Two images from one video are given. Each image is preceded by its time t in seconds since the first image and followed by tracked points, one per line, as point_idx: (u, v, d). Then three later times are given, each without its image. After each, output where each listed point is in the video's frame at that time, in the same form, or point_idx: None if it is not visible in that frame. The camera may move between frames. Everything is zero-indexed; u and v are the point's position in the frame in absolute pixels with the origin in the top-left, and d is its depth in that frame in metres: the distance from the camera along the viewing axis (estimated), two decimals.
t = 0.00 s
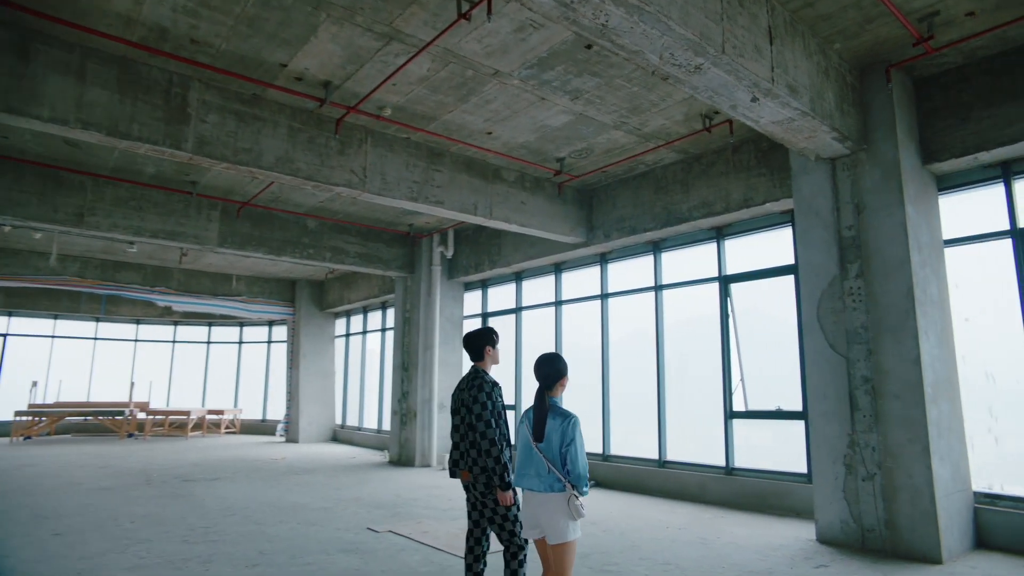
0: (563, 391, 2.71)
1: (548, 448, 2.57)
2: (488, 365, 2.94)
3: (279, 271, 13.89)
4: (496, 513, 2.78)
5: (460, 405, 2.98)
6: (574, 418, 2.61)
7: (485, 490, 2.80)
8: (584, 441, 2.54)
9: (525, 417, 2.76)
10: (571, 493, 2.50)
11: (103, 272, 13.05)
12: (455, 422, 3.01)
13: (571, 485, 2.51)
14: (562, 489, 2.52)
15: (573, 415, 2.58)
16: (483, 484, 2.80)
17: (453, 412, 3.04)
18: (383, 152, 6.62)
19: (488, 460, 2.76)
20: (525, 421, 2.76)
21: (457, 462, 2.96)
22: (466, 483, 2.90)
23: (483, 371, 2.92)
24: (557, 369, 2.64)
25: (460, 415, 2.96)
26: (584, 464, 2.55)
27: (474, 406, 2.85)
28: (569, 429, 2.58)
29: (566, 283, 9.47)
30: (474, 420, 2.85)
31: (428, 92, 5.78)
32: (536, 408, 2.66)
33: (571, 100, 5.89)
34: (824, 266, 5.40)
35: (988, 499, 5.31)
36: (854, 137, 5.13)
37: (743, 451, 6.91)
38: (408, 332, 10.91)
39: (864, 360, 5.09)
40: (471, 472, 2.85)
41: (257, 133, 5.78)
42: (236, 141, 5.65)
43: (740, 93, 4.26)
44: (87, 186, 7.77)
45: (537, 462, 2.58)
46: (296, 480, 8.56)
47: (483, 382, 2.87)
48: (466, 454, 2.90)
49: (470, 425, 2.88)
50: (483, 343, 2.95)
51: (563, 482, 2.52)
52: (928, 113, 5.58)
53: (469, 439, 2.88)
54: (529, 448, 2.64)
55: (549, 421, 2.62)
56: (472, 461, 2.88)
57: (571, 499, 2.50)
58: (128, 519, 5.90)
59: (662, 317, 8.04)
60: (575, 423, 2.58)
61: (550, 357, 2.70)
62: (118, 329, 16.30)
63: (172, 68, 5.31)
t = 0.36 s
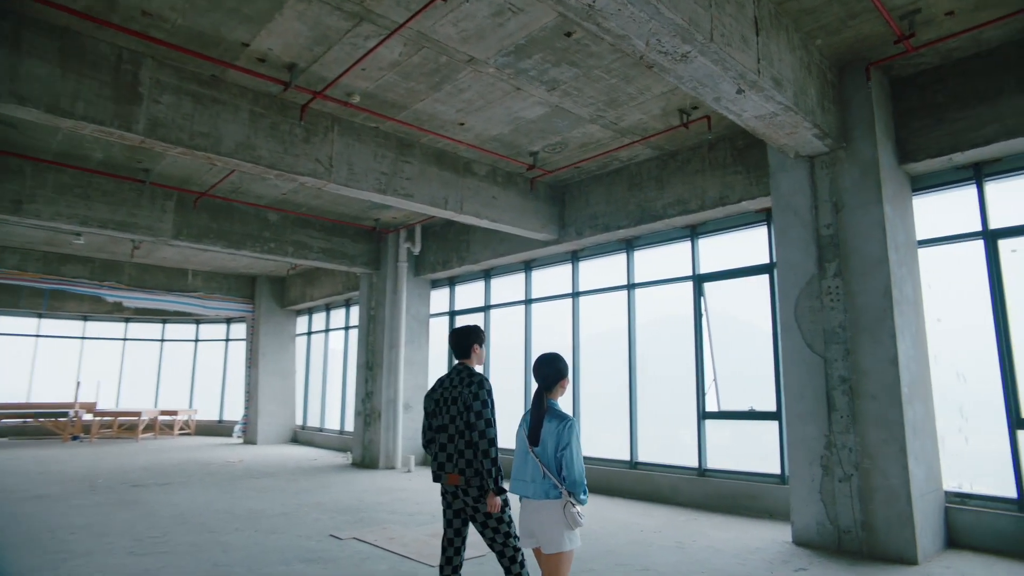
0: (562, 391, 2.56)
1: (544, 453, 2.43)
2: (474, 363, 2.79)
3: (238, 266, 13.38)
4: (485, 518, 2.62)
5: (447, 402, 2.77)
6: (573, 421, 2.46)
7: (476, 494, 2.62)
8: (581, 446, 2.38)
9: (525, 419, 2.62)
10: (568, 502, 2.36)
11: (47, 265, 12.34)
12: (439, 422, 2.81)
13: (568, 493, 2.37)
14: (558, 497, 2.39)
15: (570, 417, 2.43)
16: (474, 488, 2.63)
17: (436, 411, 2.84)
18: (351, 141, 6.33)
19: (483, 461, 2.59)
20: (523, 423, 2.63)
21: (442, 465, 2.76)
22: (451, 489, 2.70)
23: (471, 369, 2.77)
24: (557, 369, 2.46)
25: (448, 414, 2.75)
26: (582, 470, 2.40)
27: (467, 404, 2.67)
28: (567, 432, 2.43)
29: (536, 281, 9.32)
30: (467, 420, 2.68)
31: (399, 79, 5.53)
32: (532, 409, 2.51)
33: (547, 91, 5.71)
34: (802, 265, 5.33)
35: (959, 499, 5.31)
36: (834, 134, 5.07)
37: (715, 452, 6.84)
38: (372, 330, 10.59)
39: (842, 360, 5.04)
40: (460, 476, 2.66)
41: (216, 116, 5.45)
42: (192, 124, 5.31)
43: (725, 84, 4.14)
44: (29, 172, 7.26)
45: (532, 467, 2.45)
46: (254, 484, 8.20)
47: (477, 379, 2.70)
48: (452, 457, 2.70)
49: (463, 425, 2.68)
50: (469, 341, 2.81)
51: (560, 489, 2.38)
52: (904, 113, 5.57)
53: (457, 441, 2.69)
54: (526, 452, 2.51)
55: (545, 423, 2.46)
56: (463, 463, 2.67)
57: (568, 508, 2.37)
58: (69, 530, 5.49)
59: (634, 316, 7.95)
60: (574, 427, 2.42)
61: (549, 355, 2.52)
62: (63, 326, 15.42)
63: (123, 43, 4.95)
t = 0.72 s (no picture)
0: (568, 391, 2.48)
1: (554, 456, 2.34)
2: (467, 359, 2.68)
3: (194, 260, 12.83)
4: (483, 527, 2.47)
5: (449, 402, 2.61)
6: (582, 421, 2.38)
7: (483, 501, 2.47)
8: (590, 447, 2.29)
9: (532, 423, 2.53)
10: (580, 506, 2.26)
11: None
12: (438, 425, 2.63)
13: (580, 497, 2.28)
14: (570, 502, 2.29)
15: (578, 417, 2.34)
16: (482, 493, 2.49)
17: (434, 414, 2.66)
18: (317, 128, 6.03)
19: (498, 465, 2.46)
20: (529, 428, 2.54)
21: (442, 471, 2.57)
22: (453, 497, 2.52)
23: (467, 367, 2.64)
24: (563, 369, 2.38)
25: (454, 414, 2.59)
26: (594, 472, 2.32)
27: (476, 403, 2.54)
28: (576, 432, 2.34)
29: (506, 278, 9.13)
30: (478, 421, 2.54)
31: (370, 63, 5.27)
32: (539, 411, 2.42)
33: (525, 81, 5.52)
34: (782, 263, 5.27)
35: (932, 498, 5.31)
36: (816, 131, 5.01)
37: (690, 453, 6.76)
38: (336, 328, 10.24)
39: (822, 359, 4.98)
40: (467, 483, 2.50)
41: (172, 97, 5.09)
42: (146, 104, 4.95)
43: (713, 74, 4.02)
44: None
45: (542, 471, 2.35)
46: (210, 488, 7.79)
47: (486, 378, 2.58)
48: (457, 462, 2.53)
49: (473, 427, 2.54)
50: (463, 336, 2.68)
51: (572, 493, 2.29)
52: (882, 112, 5.54)
53: (464, 444, 2.54)
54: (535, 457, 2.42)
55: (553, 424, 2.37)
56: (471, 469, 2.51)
57: (580, 512, 2.26)
58: (3, 542, 5.06)
59: (607, 314, 7.83)
60: (582, 428, 2.34)
61: (555, 354, 2.45)
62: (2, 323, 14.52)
63: (69, 13, 4.56)
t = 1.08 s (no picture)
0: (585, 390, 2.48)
1: (581, 459, 2.36)
2: (482, 356, 2.61)
3: (165, 255, 12.41)
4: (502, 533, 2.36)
5: (464, 402, 2.49)
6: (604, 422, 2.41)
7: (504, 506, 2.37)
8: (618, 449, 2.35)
9: (546, 422, 2.52)
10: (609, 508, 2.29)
11: None
12: (453, 427, 2.50)
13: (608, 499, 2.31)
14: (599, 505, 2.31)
15: (606, 419, 2.38)
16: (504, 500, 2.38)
17: (448, 415, 2.52)
18: (296, 115, 5.75)
19: (523, 470, 2.41)
20: (544, 428, 2.54)
21: (457, 476, 2.43)
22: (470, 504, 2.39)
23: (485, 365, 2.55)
24: (587, 369, 2.39)
25: (470, 415, 2.47)
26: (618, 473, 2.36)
27: (495, 405, 2.45)
28: (602, 435, 2.38)
29: (490, 275, 8.92)
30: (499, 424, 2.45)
31: (353, 45, 5.01)
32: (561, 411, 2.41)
33: (515, 68, 5.31)
34: (778, 259, 5.13)
35: (927, 499, 5.22)
36: (815, 123, 4.87)
37: (679, 455, 6.61)
38: (313, 326, 9.93)
39: (820, 358, 4.85)
40: (487, 488, 2.37)
41: (140, 77, 4.79)
42: (111, 84, 4.64)
43: (714, 58, 3.85)
44: None
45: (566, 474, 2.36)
46: (180, 492, 7.45)
47: (508, 379, 2.50)
48: (476, 467, 2.41)
49: (494, 429, 2.44)
50: (477, 333, 2.61)
51: (600, 495, 2.31)
52: (879, 106, 5.44)
53: (484, 448, 2.43)
54: (555, 459, 2.43)
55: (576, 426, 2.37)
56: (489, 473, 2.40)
57: (609, 514, 2.29)
58: None
59: (594, 312, 7.65)
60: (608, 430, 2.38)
61: (577, 351, 2.43)
62: None
63: None
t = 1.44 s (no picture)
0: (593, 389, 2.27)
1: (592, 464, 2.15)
2: (482, 356, 2.55)
3: (119, 247, 11.84)
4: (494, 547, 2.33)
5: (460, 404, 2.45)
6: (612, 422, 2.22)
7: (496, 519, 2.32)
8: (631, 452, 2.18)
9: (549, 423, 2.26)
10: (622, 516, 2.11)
11: None
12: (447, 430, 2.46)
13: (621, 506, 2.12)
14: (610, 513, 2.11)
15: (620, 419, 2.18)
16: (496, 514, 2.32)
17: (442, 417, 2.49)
18: (263, 99, 5.45)
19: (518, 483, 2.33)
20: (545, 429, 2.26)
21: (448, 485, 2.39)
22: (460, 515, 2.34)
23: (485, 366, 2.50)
24: (597, 367, 2.18)
25: (466, 419, 2.42)
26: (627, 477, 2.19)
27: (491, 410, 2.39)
28: (616, 437, 2.17)
29: (462, 272, 8.70)
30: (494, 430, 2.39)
31: (324, 27, 4.74)
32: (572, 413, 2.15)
33: (494, 57, 5.11)
34: (761, 258, 5.04)
35: (904, 500, 5.20)
36: (800, 119, 4.79)
37: (655, 456, 6.51)
38: (277, 323, 9.58)
39: (802, 359, 4.77)
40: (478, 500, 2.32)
41: (91, 52, 4.45)
42: (58, 59, 4.30)
43: (703, 47, 3.72)
44: None
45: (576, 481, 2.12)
46: (132, 497, 7.05)
47: (506, 381, 2.44)
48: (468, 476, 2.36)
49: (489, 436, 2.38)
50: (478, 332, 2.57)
51: (613, 503, 2.12)
52: (861, 105, 5.40)
53: (477, 456, 2.37)
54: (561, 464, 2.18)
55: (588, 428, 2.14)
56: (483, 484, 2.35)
57: (621, 523, 2.11)
58: None
59: (569, 311, 7.51)
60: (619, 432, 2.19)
61: (588, 347, 2.21)
62: None
63: None
